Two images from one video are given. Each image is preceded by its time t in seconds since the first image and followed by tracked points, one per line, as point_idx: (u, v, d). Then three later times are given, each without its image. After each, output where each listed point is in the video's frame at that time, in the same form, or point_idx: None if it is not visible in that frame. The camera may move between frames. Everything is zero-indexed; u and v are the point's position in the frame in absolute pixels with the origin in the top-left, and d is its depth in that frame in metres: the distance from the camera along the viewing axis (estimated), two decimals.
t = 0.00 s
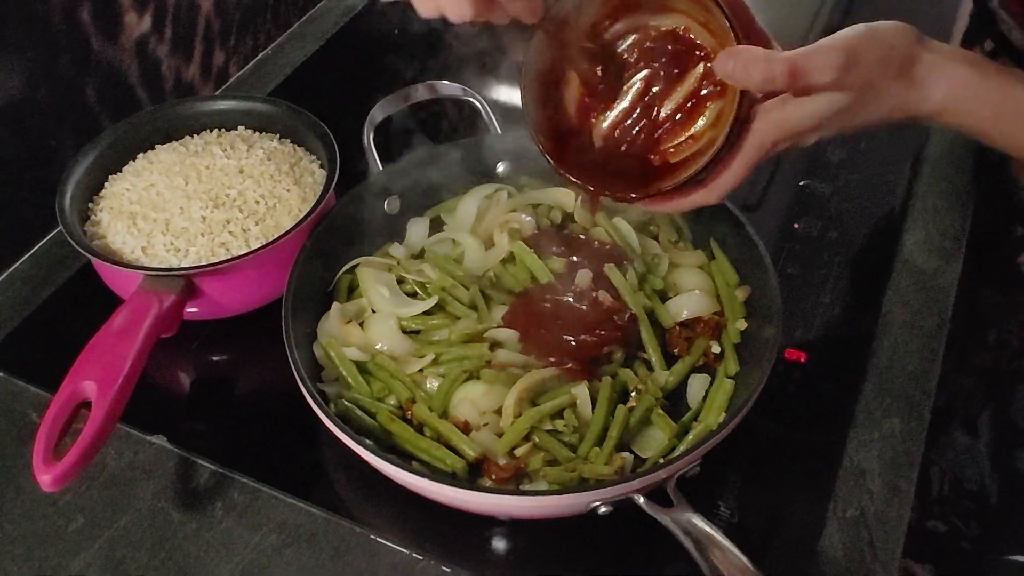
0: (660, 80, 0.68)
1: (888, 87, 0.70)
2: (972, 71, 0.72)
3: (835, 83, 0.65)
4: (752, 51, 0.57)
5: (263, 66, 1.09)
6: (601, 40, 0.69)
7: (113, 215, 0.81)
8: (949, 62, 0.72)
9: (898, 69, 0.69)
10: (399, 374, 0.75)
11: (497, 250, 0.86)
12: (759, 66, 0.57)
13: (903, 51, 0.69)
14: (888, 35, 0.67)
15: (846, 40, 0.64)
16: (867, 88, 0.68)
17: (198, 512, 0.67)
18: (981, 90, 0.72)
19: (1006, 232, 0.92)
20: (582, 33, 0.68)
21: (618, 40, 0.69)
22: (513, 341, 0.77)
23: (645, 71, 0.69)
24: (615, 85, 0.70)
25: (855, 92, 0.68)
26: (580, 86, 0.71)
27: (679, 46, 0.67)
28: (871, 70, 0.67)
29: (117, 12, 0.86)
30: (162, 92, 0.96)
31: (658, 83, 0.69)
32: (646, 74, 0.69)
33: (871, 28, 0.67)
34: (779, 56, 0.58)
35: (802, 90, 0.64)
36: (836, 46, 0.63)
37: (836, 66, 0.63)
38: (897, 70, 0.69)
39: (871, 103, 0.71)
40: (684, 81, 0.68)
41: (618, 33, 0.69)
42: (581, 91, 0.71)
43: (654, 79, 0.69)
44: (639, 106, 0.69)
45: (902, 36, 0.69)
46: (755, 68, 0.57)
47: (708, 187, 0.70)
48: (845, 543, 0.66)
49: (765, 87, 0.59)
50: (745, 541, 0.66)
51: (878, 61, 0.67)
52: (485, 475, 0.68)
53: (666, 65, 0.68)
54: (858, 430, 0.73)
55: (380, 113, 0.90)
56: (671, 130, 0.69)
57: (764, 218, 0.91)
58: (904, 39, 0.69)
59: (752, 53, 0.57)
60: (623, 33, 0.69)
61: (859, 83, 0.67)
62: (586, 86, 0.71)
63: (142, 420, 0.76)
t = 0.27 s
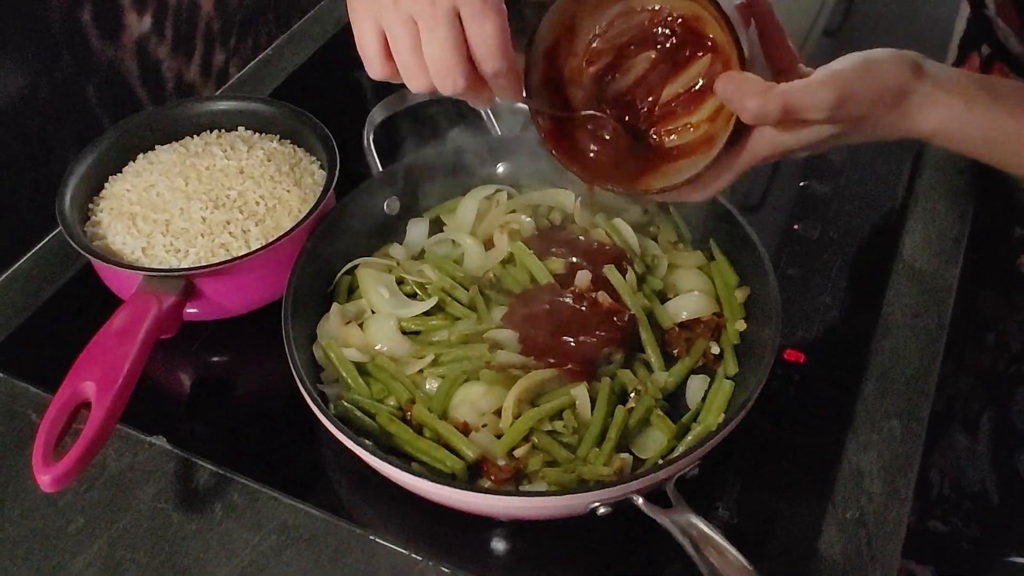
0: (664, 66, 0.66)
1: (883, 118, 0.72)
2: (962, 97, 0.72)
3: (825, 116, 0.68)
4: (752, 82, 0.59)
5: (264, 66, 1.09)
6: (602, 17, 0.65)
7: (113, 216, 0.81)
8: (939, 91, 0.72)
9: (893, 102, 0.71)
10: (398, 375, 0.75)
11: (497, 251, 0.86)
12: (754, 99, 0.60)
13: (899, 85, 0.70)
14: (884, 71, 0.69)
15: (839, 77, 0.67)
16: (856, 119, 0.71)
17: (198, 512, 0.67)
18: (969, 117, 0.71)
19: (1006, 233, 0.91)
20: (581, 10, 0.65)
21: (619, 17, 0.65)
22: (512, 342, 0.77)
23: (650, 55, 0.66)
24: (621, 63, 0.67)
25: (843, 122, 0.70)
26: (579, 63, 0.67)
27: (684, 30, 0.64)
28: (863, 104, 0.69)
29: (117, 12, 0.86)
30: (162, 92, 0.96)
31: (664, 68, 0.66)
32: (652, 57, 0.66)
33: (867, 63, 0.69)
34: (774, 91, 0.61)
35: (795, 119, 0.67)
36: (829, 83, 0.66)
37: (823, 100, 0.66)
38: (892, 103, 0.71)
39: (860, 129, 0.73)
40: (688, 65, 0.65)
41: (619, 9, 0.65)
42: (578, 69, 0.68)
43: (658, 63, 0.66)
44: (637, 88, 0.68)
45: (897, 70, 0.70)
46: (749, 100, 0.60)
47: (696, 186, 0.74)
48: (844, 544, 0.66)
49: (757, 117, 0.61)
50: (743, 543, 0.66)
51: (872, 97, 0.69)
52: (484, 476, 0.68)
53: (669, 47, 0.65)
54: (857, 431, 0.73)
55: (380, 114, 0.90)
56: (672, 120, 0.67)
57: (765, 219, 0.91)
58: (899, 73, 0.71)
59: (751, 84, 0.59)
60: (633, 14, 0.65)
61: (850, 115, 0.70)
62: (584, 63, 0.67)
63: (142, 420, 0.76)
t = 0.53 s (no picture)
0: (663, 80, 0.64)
1: (889, 139, 0.71)
2: (967, 117, 0.70)
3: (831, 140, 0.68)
4: (757, 109, 0.59)
5: (268, 65, 1.09)
6: (605, 29, 0.62)
7: (119, 215, 0.81)
8: (945, 112, 0.70)
9: (900, 124, 0.70)
10: (405, 374, 0.75)
11: (503, 250, 0.86)
12: (760, 126, 0.59)
13: (906, 108, 0.69)
14: (890, 93, 0.68)
15: (844, 103, 0.66)
16: (863, 141, 0.70)
17: (204, 511, 0.67)
18: (974, 136, 0.69)
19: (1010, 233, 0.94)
20: (587, 20, 0.62)
21: (623, 29, 0.62)
22: (519, 341, 0.77)
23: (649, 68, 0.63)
24: (619, 76, 0.64)
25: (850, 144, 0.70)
26: (580, 76, 0.64)
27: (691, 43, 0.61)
28: (870, 129, 0.68)
29: (123, 11, 0.86)
30: (167, 91, 0.96)
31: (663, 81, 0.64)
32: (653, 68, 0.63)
33: (872, 85, 0.68)
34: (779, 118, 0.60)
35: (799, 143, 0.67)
36: (836, 108, 0.65)
37: (832, 125, 0.65)
38: (899, 126, 0.70)
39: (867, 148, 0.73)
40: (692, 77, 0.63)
41: (623, 20, 0.61)
42: (580, 80, 0.64)
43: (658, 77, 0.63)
44: (639, 98, 0.65)
45: (907, 92, 0.69)
46: (755, 128, 0.59)
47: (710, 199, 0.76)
48: (851, 543, 0.66)
49: (763, 143, 0.61)
50: (750, 541, 0.66)
51: (879, 121, 0.68)
52: (491, 475, 0.68)
53: (673, 59, 0.62)
54: (864, 430, 0.73)
55: (387, 111, 0.89)
56: (676, 133, 0.65)
57: (770, 218, 0.91)
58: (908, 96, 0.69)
59: (756, 110, 0.59)
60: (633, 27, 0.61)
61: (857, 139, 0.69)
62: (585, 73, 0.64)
63: (149, 419, 0.76)
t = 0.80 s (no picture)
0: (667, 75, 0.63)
1: (894, 139, 0.71)
2: (974, 116, 0.69)
3: (837, 137, 0.68)
4: (763, 106, 0.59)
5: (272, 64, 1.09)
6: (612, 21, 0.61)
7: (125, 214, 0.81)
8: (951, 113, 0.69)
9: (907, 125, 0.70)
10: (411, 372, 0.75)
11: (508, 250, 0.86)
12: (766, 123, 0.59)
13: (914, 108, 0.69)
14: (897, 92, 0.68)
15: (850, 101, 0.66)
16: (869, 140, 0.71)
17: (211, 510, 0.67)
18: (981, 138, 0.69)
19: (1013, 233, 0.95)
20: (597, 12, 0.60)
21: (630, 21, 0.60)
22: (525, 340, 0.77)
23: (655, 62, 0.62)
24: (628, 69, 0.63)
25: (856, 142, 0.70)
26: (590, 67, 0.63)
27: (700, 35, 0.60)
28: (876, 128, 0.69)
29: (127, 10, 0.86)
30: (172, 90, 0.96)
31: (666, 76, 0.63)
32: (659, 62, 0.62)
33: (879, 83, 0.68)
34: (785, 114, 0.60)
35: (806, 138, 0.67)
36: (840, 106, 0.66)
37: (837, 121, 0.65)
38: (906, 126, 0.70)
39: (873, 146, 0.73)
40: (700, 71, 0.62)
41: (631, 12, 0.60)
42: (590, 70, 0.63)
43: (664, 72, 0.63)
44: (647, 87, 0.64)
45: (914, 91, 0.69)
46: (760, 124, 0.59)
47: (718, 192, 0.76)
48: (858, 542, 0.66)
49: (769, 140, 0.61)
50: (757, 540, 0.66)
51: (885, 122, 0.68)
52: (497, 474, 0.68)
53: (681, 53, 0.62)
54: (870, 428, 0.73)
55: (392, 110, 0.89)
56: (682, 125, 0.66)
57: (775, 217, 0.91)
58: (916, 95, 0.69)
59: (762, 107, 0.59)
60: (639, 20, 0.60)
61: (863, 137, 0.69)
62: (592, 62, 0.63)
63: (154, 418, 0.76)
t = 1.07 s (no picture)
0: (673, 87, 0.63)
1: (902, 146, 0.71)
2: (982, 124, 0.70)
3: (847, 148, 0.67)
4: (773, 119, 0.58)
5: (274, 64, 1.09)
6: (616, 32, 0.61)
7: (125, 213, 0.81)
8: (959, 120, 0.70)
9: (915, 132, 0.70)
10: (412, 372, 0.75)
11: (508, 249, 0.86)
12: (776, 135, 0.59)
13: (921, 117, 0.69)
14: (905, 101, 0.68)
15: (860, 109, 0.65)
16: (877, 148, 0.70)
17: (211, 509, 0.67)
18: (988, 145, 0.70)
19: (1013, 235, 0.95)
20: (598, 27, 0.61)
21: (632, 35, 0.61)
22: (525, 340, 0.78)
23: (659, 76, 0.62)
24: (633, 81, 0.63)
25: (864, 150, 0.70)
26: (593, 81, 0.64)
27: (706, 47, 0.60)
28: (885, 137, 0.68)
29: (129, 9, 0.86)
30: (173, 89, 0.96)
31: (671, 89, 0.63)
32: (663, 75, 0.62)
33: (887, 91, 0.68)
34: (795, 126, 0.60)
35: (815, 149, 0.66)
36: (851, 115, 0.65)
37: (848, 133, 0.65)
38: (913, 134, 0.70)
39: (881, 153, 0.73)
40: (704, 83, 0.62)
41: (634, 25, 0.60)
42: (592, 82, 0.64)
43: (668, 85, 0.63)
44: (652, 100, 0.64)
45: (921, 100, 0.69)
46: (769, 137, 0.59)
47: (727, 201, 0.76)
48: (858, 542, 0.66)
49: (778, 153, 0.61)
50: (757, 540, 0.66)
51: (894, 131, 0.68)
52: (498, 473, 0.69)
53: (686, 66, 0.61)
54: (869, 429, 0.73)
55: (394, 111, 0.88)
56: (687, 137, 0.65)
57: (776, 217, 0.91)
58: (922, 105, 0.69)
59: (772, 120, 0.58)
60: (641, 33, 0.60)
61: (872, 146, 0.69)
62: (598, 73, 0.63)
63: (155, 417, 0.76)
